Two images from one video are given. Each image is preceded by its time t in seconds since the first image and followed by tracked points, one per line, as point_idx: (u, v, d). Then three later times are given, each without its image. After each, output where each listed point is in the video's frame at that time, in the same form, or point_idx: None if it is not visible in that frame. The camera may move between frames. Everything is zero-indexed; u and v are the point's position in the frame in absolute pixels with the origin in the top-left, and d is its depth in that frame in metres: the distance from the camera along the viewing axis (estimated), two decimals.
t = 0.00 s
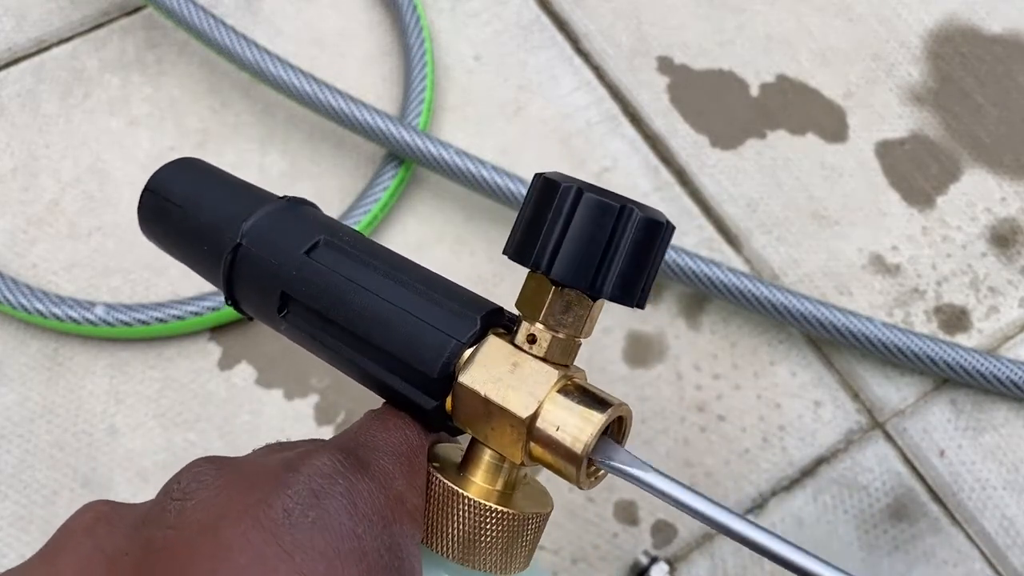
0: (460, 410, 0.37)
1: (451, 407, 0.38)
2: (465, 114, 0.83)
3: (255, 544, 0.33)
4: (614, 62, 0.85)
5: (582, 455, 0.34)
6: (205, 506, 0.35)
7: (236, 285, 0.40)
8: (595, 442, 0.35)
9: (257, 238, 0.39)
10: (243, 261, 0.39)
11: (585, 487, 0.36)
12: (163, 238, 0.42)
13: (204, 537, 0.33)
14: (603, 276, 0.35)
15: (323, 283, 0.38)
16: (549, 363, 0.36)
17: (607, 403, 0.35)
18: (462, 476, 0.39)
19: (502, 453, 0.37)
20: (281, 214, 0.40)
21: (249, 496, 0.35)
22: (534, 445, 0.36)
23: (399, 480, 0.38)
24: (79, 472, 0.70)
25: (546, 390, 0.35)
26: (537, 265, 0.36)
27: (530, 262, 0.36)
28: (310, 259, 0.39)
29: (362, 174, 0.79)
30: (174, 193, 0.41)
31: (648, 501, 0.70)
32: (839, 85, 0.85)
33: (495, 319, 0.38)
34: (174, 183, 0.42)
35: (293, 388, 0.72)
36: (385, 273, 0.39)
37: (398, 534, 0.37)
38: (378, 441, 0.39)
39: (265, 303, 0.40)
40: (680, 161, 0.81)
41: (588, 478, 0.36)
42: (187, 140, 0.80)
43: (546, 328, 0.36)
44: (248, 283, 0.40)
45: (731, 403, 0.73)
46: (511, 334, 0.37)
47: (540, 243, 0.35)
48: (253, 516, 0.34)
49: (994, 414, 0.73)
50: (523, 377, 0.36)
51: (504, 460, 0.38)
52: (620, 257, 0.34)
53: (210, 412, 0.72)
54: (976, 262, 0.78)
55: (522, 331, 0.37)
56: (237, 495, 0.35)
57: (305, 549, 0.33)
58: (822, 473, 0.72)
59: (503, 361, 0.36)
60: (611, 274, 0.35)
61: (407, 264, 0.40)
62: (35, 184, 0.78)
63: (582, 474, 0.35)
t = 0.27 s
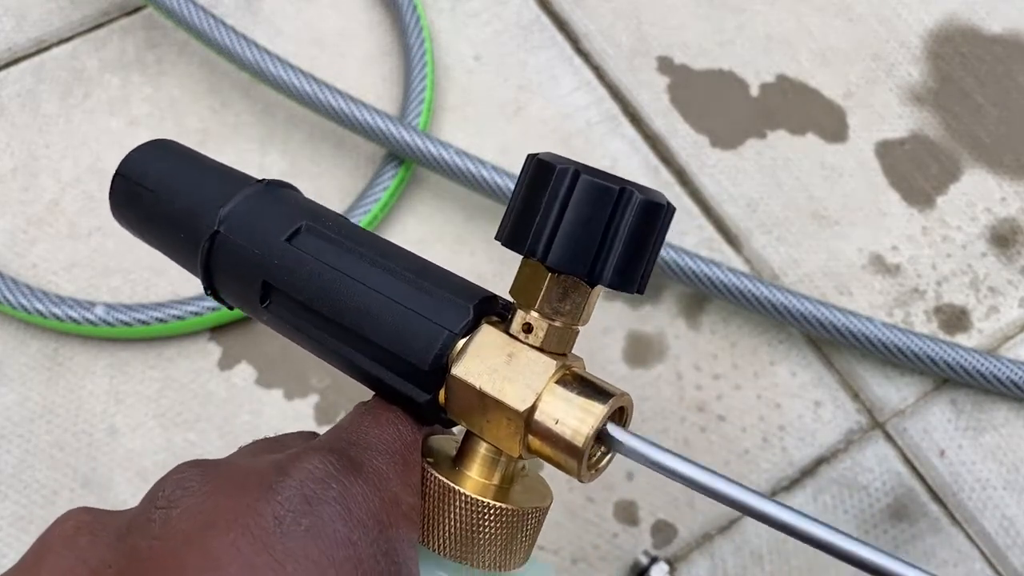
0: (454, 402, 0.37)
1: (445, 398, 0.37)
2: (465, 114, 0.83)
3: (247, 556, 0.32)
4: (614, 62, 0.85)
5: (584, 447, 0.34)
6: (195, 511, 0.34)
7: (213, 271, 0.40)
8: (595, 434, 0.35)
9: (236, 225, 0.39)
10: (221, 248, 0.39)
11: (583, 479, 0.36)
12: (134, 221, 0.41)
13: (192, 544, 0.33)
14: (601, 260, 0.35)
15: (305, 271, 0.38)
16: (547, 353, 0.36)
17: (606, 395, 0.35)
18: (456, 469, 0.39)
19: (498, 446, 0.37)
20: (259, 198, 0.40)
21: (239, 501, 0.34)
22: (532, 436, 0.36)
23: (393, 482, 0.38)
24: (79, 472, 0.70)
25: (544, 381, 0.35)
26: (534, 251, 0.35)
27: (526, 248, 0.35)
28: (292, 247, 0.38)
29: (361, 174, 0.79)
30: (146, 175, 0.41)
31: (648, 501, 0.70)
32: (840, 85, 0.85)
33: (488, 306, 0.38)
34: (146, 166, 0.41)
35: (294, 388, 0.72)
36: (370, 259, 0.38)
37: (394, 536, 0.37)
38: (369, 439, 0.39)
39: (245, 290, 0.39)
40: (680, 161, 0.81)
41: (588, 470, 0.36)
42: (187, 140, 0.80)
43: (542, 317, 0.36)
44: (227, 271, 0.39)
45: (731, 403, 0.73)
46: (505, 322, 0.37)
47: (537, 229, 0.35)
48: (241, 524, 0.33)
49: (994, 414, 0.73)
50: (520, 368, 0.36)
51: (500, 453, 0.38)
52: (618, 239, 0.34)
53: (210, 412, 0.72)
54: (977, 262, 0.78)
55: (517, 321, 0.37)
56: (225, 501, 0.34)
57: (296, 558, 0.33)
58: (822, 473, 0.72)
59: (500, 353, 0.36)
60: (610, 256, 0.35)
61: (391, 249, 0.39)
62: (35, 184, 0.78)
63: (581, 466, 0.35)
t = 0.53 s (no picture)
0: (475, 416, 0.37)
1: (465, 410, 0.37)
2: (465, 114, 0.82)
3: None
4: (614, 62, 0.85)
5: (608, 468, 0.34)
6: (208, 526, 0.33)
7: (225, 271, 0.39)
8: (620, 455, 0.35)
9: (252, 224, 0.38)
10: (235, 247, 0.38)
11: (606, 499, 0.36)
12: (146, 216, 0.41)
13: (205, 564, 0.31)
14: (631, 276, 0.34)
15: (321, 275, 0.37)
16: (571, 370, 0.36)
17: (632, 415, 0.35)
18: (472, 484, 0.39)
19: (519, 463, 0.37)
20: (275, 196, 0.39)
21: (254, 518, 0.33)
22: (555, 455, 0.36)
23: (410, 497, 0.37)
24: (79, 472, 0.70)
25: (569, 401, 0.35)
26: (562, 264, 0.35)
27: (553, 262, 0.35)
28: (308, 249, 0.37)
29: (361, 174, 0.79)
30: (158, 168, 0.40)
31: (648, 501, 0.70)
32: (840, 84, 0.85)
33: (511, 317, 0.37)
34: (158, 157, 0.40)
35: (293, 388, 0.72)
36: (390, 265, 0.37)
37: (411, 554, 0.36)
38: (387, 452, 0.37)
39: (258, 292, 0.39)
40: (680, 161, 0.81)
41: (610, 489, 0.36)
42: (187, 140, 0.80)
43: (567, 332, 0.36)
44: (241, 271, 0.38)
45: (731, 403, 0.73)
46: (527, 334, 0.37)
47: (566, 241, 0.34)
48: (257, 543, 0.32)
49: (994, 414, 0.73)
50: (543, 385, 0.36)
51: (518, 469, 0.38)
52: (649, 256, 0.34)
53: (210, 412, 0.72)
54: (977, 262, 0.78)
55: (541, 334, 0.36)
56: (241, 518, 0.33)
57: None
58: (823, 473, 0.72)
59: (524, 370, 0.35)
60: (640, 273, 0.34)
61: (413, 255, 0.38)
62: (34, 183, 0.78)
63: (605, 487, 0.35)
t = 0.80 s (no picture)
0: (452, 413, 0.36)
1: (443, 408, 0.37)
2: (465, 114, 0.82)
3: None
4: (614, 62, 0.85)
5: (590, 466, 0.34)
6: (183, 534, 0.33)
7: (194, 262, 0.39)
8: (602, 453, 0.34)
9: (220, 215, 0.38)
10: (204, 239, 0.38)
11: (588, 496, 0.36)
12: (111, 204, 0.40)
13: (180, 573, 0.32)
14: (613, 271, 0.34)
15: (291, 268, 0.37)
16: (551, 365, 0.36)
17: (613, 411, 0.35)
18: (453, 483, 0.39)
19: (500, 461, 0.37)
20: (247, 186, 0.38)
21: (228, 525, 0.33)
22: (535, 453, 0.35)
23: (389, 501, 0.37)
24: (79, 472, 0.70)
25: (549, 397, 0.35)
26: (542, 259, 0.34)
27: (534, 256, 0.34)
28: (280, 241, 0.37)
29: (361, 174, 0.79)
30: (124, 156, 0.39)
31: (648, 501, 0.70)
32: (840, 84, 0.85)
33: (491, 310, 0.37)
34: (125, 145, 0.40)
35: (293, 388, 0.72)
36: (365, 258, 0.37)
37: (390, 559, 0.36)
38: (365, 454, 0.37)
39: (229, 283, 0.38)
40: (681, 161, 0.81)
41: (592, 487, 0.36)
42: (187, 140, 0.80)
43: (547, 327, 0.36)
44: (209, 262, 0.38)
45: (731, 403, 0.73)
46: (507, 329, 0.37)
47: (546, 235, 0.34)
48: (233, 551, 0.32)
49: (995, 414, 0.73)
50: (523, 381, 0.35)
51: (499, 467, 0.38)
52: (631, 249, 0.33)
53: (210, 412, 0.72)
54: (977, 262, 0.78)
55: (520, 329, 0.36)
56: (215, 526, 0.33)
57: None
58: (823, 473, 0.72)
59: (502, 367, 0.35)
60: (621, 268, 0.34)
61: (388, 247, 0.38)
62: (34, 184, 0.78)
63: (586, 484, 0.35)
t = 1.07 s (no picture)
0: (438, 418, 0.36)
1: (428, 412, 0.36)
2: (465, 114, 0.82)
3: None
4: (614, 62, 0.85)
5: (579, 467, 0.34)
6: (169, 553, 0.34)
7: (169, 273, 0.38)
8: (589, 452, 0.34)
9: (191, 225, 0.37)
10: (178, 249, 0.38)
11: (576, 498, 0.35)
12: (85, 217, 0.40)
13: None
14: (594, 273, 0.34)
15: (267, 281, 0.37)
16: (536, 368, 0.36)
17: (600, 412, 0.35)
18: (437, 488, 0.38)
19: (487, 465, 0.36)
20: (218, 192, 0.38)
21: (213, 545, 0.34)
22: (523, 456, 0.35)
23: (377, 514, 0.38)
24: (79, 472, 0.70)
25: (536, 399, 0.35)
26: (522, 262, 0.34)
27: (512, 259, 0.34)
28: (253, 249, 0.37)
29: (361, 174, 0.79)
30: (93, 167, 0.39)
31: (648, 501, 0.70)
32: (840, 84, 0.85)
33: (473, 313, 0.37)
34: (90, 155, 0.39)
35: (293, 388, 0.72)
36: (344, 264, 0.37)
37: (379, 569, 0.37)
38: (350, 465, 0.38)
39: (206, 293, 0.38)
40: (681, 161, 0.81)
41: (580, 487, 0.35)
42: (187, 139, 0.80)
43: (530, 329, 0.36)
44: (184, 273, 0.38)
45: (731, 403, 0.73)
46: (489, 331, 0.37)
47: (524, 239, 0.34)
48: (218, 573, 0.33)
49: (995, 414, 0.73)
50: (508, 384, 0.35)
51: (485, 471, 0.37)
52: (612, 251, 0.33)
53: (210, 412, 0.72)
54: (978, 262, 0.78)
55: (504, 333, 0.36)
56: (203, 547, 0.34)
57: None
58: (823, 473, 0.71)
59: (486, 371, 0.35)
60: (604, 270, 0.34)
61: (372, 254, 0.38)
62: (34, 183, 0.78)
63: (575, 485, 0.34)
